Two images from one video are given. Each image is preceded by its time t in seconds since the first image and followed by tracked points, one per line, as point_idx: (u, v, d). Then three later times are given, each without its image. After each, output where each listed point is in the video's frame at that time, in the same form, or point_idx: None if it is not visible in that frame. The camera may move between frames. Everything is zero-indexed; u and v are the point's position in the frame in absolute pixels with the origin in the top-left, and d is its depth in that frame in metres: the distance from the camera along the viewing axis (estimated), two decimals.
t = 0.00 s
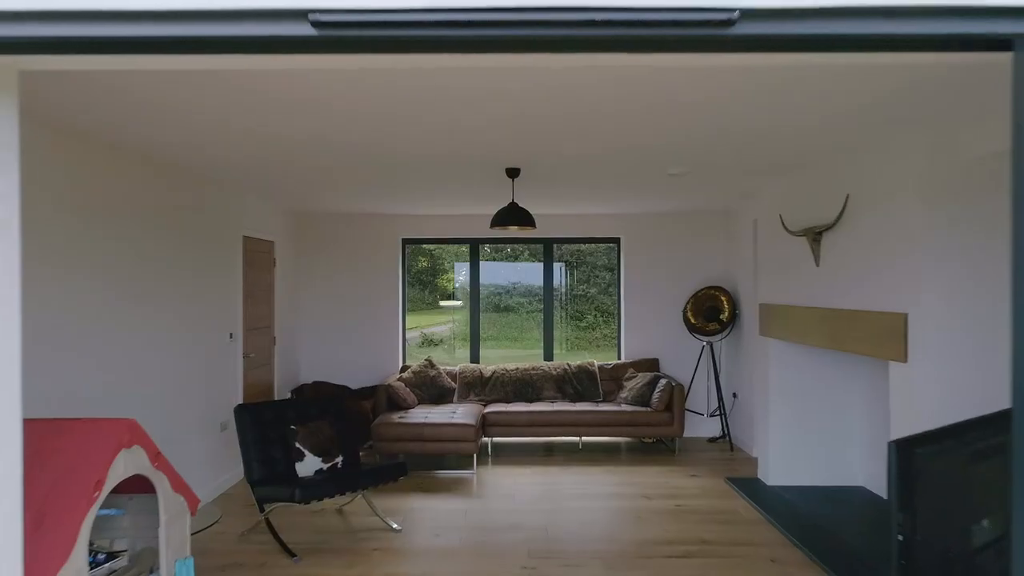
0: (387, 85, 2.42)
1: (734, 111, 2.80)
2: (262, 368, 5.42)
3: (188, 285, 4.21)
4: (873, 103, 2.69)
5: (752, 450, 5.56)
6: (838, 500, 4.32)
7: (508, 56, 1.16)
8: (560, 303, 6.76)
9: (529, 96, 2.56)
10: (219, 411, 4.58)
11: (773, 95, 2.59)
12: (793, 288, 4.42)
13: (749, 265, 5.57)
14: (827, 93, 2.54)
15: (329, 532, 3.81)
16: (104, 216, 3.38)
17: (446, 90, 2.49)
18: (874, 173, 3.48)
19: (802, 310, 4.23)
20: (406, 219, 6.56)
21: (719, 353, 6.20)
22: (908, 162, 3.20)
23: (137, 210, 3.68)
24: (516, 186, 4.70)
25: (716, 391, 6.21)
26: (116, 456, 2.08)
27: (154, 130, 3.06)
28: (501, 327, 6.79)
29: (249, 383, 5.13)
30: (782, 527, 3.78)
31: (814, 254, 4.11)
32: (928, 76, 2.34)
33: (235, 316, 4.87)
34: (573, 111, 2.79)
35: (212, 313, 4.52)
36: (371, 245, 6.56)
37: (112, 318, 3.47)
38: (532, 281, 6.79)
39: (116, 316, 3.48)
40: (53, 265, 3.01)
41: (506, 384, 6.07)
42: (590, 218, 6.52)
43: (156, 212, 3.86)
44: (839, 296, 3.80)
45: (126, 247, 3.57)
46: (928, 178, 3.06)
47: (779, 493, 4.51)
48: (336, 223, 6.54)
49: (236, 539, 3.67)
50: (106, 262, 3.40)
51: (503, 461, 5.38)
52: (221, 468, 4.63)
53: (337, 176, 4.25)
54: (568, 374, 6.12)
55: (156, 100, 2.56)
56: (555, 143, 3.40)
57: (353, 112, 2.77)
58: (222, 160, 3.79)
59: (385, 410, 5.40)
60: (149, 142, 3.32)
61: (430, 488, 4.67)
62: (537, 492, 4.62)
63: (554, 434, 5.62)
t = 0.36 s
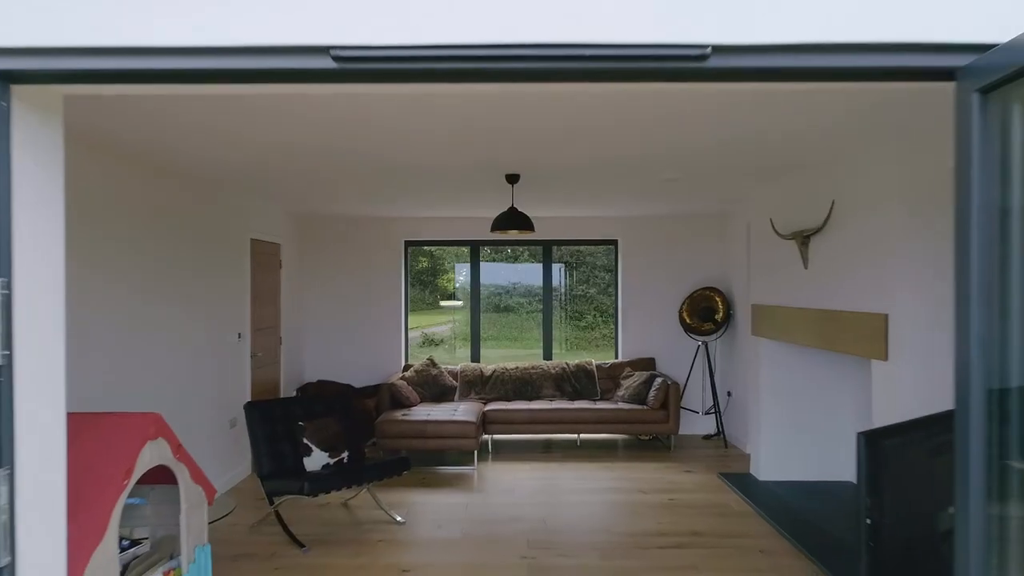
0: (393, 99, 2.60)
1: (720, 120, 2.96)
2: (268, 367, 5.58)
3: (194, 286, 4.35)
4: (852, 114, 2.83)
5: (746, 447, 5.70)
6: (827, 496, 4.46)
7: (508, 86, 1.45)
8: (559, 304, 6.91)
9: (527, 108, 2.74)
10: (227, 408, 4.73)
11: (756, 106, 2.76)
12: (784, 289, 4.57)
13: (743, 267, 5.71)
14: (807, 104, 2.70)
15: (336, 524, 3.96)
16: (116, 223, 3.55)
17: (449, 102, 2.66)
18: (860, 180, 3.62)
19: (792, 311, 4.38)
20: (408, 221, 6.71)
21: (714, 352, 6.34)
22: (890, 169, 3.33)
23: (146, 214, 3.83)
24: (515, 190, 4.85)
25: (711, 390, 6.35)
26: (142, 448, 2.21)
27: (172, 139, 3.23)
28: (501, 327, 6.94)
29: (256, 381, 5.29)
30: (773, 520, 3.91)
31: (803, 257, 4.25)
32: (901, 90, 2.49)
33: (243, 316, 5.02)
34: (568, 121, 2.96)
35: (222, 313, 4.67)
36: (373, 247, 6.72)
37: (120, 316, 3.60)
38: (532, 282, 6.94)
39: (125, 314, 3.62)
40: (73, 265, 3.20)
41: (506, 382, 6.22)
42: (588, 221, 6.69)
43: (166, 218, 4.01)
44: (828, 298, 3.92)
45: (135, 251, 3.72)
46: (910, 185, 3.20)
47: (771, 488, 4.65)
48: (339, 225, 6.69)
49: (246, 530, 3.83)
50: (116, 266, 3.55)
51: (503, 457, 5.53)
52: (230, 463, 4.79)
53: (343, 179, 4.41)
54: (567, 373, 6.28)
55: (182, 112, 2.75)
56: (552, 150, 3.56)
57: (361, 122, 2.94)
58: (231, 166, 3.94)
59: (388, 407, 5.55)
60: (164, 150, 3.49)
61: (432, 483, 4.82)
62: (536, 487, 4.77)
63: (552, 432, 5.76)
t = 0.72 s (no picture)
0: (396, 114, 2.76)
1: (708, 131, 3.12)
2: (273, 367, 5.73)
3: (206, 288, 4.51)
4: (831, 126, 2.99)
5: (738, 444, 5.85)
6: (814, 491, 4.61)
7: (501, 110, 1.60)
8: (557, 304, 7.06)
9: (523, 121, 2.89)
10: (235, 406, 4.89)
11: (739, 118, 2.91)
12: (774, 290, 4.72)
13: (735, 269, 5.87)
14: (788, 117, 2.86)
15: (340, 518, 4.11)
16: (134, 228, 3.71)
17: (448, 116, 2.81)
18: (842, 187, 3.77)
19: (781, 312, 4.54)
20: (409, 224, 6.86)
21: (708, 352, 6.49)
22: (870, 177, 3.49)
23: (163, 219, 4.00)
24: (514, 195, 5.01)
25: (705, 389, 6.50)
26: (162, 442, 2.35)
27: (184, 149, 3.38)
28: (500, 327, 7.10)
29: (261, 380, 5.44)
30: (760, 513, 4.07)
31: (790, 261, 4.41)
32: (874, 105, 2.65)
33: (249, 317, 5.17)
34: (562, 132, 3.11)
35: (229, 315, 4.83)
36: (375, 249, 6.87)
37: (135, 317, 3.73)
38: (531, 283, 7.09)
39: (140, 315, 3.76)
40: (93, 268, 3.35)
41: (504, 382, 6.37)
42: (585, 224, 6.83)
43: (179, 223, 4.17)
44: (815, 299, 4.07)
45: (155, 255, 3.90)
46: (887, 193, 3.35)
47: (760, 484, 4.80)
48: (342, 227, 6.84)
49: (253, 523, 3.99)
50: (137, 269, 3.72)
51: (501, 454, 5.69)
52: (238, 459, 4.95)
53: (346, 186, 4.56)
54: (564, 372, 6.43)
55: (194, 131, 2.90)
56: (548, 158, 3.71)
57: (366, 134, 3.10)
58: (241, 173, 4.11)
59: (390, 406, 5.70)
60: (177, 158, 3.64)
61: (433, 479, 4.97)
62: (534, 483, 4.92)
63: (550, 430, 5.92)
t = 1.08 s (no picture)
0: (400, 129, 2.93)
1: (697, 143, 3.28)
2: (280, 366, 5.90)
3: (219, 291, 4.68)
4: (813, 139, 3.16)
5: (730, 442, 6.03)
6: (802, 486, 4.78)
7: (498, 132, 1.77)
8: (555, 304, 7.23)
9: (520, 136, 3.06)
10: (244, 404, 5.06)
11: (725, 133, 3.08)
12: (765, 292, 4.89)
13: (728, 271, 6.04)
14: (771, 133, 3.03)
15: (346, 511, 4.28)
16: (155, 235, 3.87)
17: (450, 133, 2.98)
18: (825, 194, 3.95)
19: (771, 313, 4.71)
20: (411, 226, 7.05)
21: (703, 352, 6.66)
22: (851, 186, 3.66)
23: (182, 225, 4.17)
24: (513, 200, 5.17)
25: (699, 387, 6.67)
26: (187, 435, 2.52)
27: (201, 161, 3.55)
28: (500, 327, 7.26)
29: (268, 378, 5.61)
30: (748, 506, 4.24)
31: (779, 264, 4.59)
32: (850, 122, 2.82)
33: (257, 318, 5.34)
34: (559, 144, 3.28)
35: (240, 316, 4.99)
36: (379, 251, 7.04)
37: (158, 319, 3.89)
38: (530, 283, 7.26)
39: (162, 317, 3.92)
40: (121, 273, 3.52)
41: (504, 381, 6.54)
42: (582, 226, 7.03)
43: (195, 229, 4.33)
44: (802, 300, 4.25)
45: (173, 259, 4.05)
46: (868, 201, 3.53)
47: (751, 479, 4.97)
48: (345, 230, 7.01)
49: (263, 515, 4.16)
50: (158, 274, 3.88)
51: (501, 451, 5.86)
52: (246, 455, 5.11)
53: (352, 192, 4.73)
54: (562, 371, 6.60)
55: (211, 146, 3.06)
56: (546, 167, 3.88)
57: (372, 147, 3.27)
58: (252, 182, 4.27)
59: (392, 404, 5.87)
60: (193, 169, 3.80)
61: (436, 474, 5.14)
62: (532, 478, 5.10)
63: (548, 427, 6.09)
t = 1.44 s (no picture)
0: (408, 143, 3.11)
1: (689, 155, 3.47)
2: (287, 365, 6.08)
3: (234, 293, 4.86)
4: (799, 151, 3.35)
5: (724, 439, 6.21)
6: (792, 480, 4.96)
7: (501, 151, 1.95)
8: (554, 303, 7.41)
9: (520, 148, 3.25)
10: (255, 402, 5.24)
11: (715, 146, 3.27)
12: (758, 294, 5.08)
13: (722, 272, 6.22)
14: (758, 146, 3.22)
15: (354, 504, 4.46)
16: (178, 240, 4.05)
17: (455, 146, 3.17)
18: (812, 201, 4.13)
19: (763, 314, 4.90)
20: (414, 229, 7.24)
21: (698, 351, 6.85)
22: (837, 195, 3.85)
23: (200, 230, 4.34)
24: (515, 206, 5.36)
25: (695, 385, 6.86)
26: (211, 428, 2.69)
27: (220, 171, 3.73)
28: (500, 328, 7.45)
29: (276, 377, 5.79)
30: (739, 499, 4.43)
31: (771, 267, 4.78)
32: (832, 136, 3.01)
33: (267, 319, 5.52)
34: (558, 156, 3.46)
35: (251, 317, 5.17)
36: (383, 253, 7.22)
37: (179, 319, 4.07)
38: (530, 283, 7.44)
39: (182, 318, 4.10)
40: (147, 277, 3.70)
41: (505, 379, 6.72)
42: (581, 229, 7.22)
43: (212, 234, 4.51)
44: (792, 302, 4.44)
45: (191, 263, 4.23)
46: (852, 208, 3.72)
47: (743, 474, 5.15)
48: (350, 233, 7.19)
49: (274, 508, 4.34)
50: (178, 278, 4.06)
51: (502, 448, 6.04)
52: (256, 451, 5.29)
53: (359, 198, 4.91)
54: (562, 370, 6.78)
55: (230, 156, 3.25)
56: (547, 176, 4.06)
57: (381, 159, 3.45)
58: (265, 189, 4.46)
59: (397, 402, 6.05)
60: (212, 179, 3.98)
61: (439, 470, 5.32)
62: (532, 473, 5.28)
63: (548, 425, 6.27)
